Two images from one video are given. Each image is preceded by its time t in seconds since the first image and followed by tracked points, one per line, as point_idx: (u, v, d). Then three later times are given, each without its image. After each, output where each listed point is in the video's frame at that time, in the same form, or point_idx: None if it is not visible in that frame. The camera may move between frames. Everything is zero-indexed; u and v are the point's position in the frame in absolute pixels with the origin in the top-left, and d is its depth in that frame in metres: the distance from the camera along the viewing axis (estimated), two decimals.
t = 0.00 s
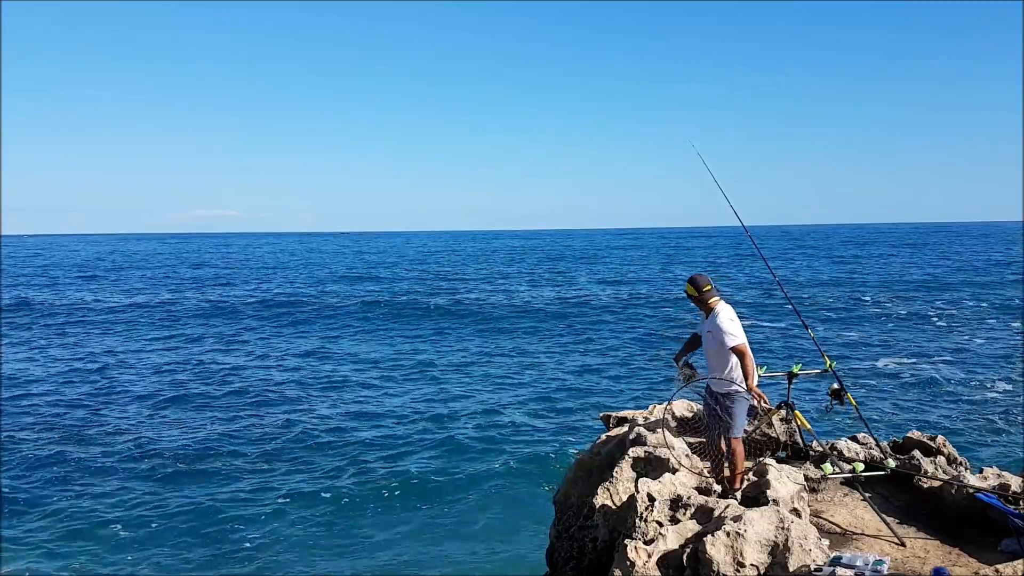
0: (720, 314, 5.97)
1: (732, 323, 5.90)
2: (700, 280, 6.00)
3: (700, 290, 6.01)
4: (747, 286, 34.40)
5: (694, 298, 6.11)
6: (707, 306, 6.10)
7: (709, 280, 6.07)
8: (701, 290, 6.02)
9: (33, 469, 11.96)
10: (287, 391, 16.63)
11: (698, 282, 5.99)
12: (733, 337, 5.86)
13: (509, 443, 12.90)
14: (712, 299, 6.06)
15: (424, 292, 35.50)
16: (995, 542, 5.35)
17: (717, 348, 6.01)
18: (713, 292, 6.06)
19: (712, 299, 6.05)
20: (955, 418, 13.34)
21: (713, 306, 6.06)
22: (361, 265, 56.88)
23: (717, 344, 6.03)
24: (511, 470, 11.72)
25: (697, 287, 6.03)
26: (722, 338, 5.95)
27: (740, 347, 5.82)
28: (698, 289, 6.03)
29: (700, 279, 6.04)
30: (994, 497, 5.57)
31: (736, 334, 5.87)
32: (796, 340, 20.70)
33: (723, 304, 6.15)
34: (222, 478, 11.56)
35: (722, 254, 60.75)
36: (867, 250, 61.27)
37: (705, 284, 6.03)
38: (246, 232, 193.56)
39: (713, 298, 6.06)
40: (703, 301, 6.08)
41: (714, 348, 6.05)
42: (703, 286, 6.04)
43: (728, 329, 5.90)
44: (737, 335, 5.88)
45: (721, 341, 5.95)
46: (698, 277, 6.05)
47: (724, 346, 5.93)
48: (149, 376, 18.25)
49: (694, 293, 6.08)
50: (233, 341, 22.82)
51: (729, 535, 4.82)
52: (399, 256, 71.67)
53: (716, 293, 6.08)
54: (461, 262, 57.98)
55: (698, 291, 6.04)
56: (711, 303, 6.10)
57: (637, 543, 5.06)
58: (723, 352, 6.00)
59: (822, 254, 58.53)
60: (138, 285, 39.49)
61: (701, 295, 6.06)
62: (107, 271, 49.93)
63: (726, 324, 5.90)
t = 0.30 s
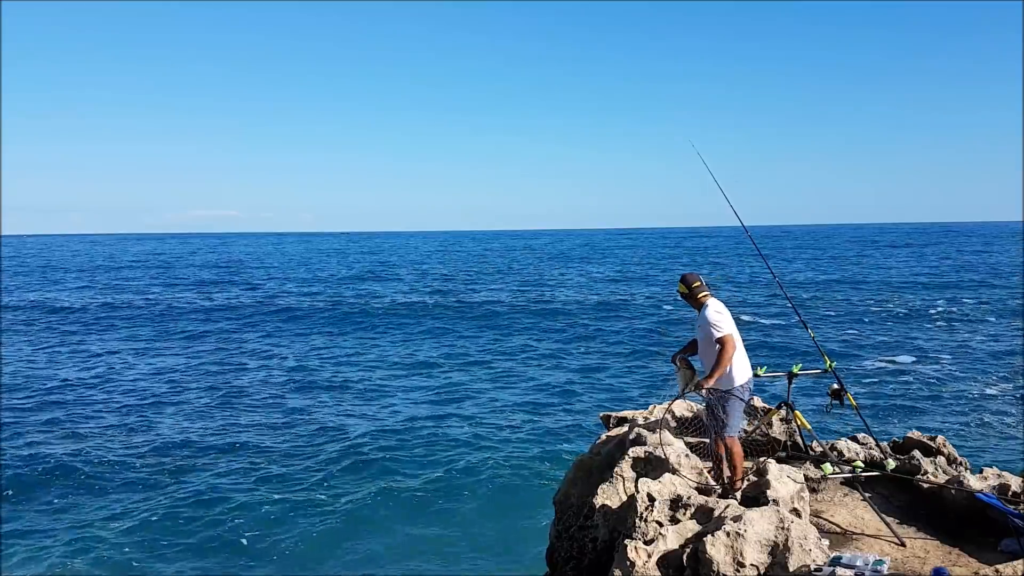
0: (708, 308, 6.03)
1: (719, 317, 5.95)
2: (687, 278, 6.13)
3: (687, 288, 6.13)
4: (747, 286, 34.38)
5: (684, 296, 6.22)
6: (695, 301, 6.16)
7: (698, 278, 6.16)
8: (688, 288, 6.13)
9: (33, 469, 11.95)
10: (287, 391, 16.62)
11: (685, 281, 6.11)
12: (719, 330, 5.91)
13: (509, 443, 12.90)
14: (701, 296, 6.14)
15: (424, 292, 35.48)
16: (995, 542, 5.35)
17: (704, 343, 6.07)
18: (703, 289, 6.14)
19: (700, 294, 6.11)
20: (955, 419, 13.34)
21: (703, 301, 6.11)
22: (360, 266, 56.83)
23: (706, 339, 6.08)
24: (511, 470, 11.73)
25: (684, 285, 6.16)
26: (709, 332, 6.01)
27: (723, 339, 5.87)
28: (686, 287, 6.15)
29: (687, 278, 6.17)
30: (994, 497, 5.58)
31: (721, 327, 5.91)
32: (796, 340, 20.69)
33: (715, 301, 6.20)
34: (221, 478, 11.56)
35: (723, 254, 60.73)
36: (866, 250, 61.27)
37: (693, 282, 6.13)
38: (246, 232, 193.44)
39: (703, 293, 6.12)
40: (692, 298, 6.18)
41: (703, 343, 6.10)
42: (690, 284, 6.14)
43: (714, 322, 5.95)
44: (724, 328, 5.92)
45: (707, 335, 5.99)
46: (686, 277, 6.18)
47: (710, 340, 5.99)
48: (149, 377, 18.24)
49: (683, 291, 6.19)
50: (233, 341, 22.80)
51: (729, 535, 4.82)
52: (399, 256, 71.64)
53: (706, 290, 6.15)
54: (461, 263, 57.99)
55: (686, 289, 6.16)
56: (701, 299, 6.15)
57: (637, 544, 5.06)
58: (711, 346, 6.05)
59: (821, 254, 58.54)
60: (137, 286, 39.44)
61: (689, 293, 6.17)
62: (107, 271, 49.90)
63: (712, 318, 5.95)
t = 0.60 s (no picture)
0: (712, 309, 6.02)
1: (723, 316, 5.95)
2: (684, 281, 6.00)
3: (685, 292, 6.01)
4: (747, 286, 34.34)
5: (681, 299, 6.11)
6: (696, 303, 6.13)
7: (695, 280, 6.04)
8: (686, 292, 6.01)
9: (33, 469, 11.96)
10: (287, 391, 16.62)
11: (682, 285, 5.98)
12: (723, 332, 5.90)
13: (509, 443, 12.89)
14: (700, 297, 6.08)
15: (424, 292, 35.45)
16: (995, 543, 5.34)
17: (707, 344, 6.04)
18: (701, 290, 6.06)
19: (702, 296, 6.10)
20: (955, 419, 13.32)
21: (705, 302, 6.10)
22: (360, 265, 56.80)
23: (708, 340, 6.06)
24: (510, 470, 11.72)
25: (681, 289, 6.03)
26: (713, 333, 5.98)
27: (726, 341, 5.85)
28: (683, 291, 6.03)
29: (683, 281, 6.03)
30: (994, 497, 5.57)
31: (725, 329, 5.90)
32: (796, 340, 20.68)
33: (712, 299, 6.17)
34: (221, 478, 11.55)
35: (723, 254, 60.67)
36: (866, 250, 61.18)
37: (691, 285, 6.01)
38: (246, 232, 193.41)
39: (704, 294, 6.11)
40: (690, 301, 6.09)
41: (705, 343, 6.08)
42: (688, 288, 6.02)
43: (718, 323, 5.93)
44: (727, 328, 5.91)
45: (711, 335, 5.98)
46: (680, 279, 6.04)
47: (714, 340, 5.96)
48: (149, 377, 18.24)
49: (679, 295, 6.08)
50: (232, 341, 22.80)
51: (729, 535, 4.82)
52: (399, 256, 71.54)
53: (703, 291, 6.08)
54: (461, 263, 57.96)
55: (683, 293, 6.04)
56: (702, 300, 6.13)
57: (637, 543, 5.05)
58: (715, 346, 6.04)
59: (821, 254, 58.51)
60: (137, 286, 39.44)
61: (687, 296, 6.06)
62: (106, 271, 49.88)
63: (717, 319, 5.94)
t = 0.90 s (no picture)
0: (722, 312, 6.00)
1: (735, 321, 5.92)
2: (695, 283, 5.93)
3: (697, 294, 5.94)
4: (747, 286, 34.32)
5: (691, 301, 6.06)
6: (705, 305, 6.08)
7: (706, 283, 5.99)
8: (698, 294, 5.95)
9: (33, 469, 11.98)
10: (286, 391, 16.64)
11: (695, 288, 5.91)
12: (733, 337, 5.88)
13: (509, 443, 12.91)
14: (710, 300, 6.04)
15: (424, 292, 35.46)
16: (995, 542, 5.34)
17: (716, 347, 6.02)
18: (712, 293, 6.01)
19: (711, 300, 6.06)
20: (955, 419, 13.32)
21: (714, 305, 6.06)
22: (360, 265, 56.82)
23: (716, 343, 6.04)
24: (510, 470, 11.71)
25: (692, 291, 5.96)
26: (723, 336, 5.97)
27: (737, 346, 5.85)
28: (695, 293, 5.96)
29: (694, 283, 5.96)
30: (993, 497, 5.57)
31: (735, 334, 5.88)
32: (795, 340, 20.68)
33: (721, 302, 6.15)
34: (221, 479, 11.54)
35: (723, 254, 60.67)
36: (866, 250, 61.13)
37: (703, 287, 5.96)
38: (245, 232, 193.40)
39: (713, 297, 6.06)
40: (700, 303, 6.04)
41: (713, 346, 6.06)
42: (700, 290, 5.96)
43: (729, 328, 5.91)
44: (738, 333, 5.90)
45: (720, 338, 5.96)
46: (692, 281, 5.97)
47: (723, 344, 5.94)
48: (148, 377, 18.24)
49: (690, 296, 6.02)
50: (232, 341, 22.81)
51: (729, 535, 4.82)
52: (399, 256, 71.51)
53: (714, 293, 6.04)
54: (461, 263, 57.97)
55: (695, 295, 5.97)
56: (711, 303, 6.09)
57: (637, 543, 5.05)
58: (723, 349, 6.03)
59: (821, 254, 58.50)
60: (136, 286, 39.44)
61: (699, 298, 6.01)
62: (106, 271, 49.91)
63: (728, 324, 5.91)
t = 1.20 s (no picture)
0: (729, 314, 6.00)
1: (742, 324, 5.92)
2: (704, 285, 5.92)
3: (705, 296, 5.93)
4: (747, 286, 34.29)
5: (698, 302, 6.04)
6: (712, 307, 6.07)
7: (713, 284, 5.98)
8: (706, 296, 5.93)
9: (33, 469, 11.97)
10: (287, 391, 16.63)
11: (704, 290, 5.90)
12: (739, 339, 5.90)
13: (509, 444, 12.91)
14: (717, 302, 6.03)
15: (424, 292, 35.44)
16: (995, 543, 5.34)
17: (722, 348, 6.03)
18: (719, 294, 6.00)
19: (718, 302, 6.04)
20: (955, 419, 13.33)
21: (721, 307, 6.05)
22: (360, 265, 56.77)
23: (722, 344, 6.04)
24: (510, 470, 11.70)
25: (700, 292, 5.94)
26: (729, 337, 5.98)
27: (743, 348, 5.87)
28: (703, 295, 5.95)
29: (702, 285, 5.94)
30: (993, 497, 5.57)
31: (741, 334, 5.89)
32: (795, 340, 20.67)
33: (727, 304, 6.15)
34: (221, 479, 11.53)
35: (722, 254, 60.63)
36: (865, 250, 61.08)
37: (710, 289, 5.95)
38: (245, 232, 193.25)
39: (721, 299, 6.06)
40: (707, 304, 6.04)
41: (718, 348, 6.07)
42: (707, 292, 5.95)
43: (736, 330, 5.92)
44: (744, 336, 5.92)
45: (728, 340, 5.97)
46: (700, 283, 5.95)
47: (729, 345, 5.95)
48: (148, 377, 18.23)
49: (698, 298, 6.00)
50: (232, 341, 22.79)
51: (729, 535, 4.82)
52: (398, 256, 71.41)
53: (721, 295, 6.03)
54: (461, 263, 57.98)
55: (703, 297, 5.96)
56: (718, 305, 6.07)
57: (637, 544, 5.05)
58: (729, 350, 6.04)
59: (821, 254, 58.47)
60: (136, 286, 39.39)
61: (706, 300, 6.00)
62: (106, 272, 49.87)
63: (735, 324, 5.92)
